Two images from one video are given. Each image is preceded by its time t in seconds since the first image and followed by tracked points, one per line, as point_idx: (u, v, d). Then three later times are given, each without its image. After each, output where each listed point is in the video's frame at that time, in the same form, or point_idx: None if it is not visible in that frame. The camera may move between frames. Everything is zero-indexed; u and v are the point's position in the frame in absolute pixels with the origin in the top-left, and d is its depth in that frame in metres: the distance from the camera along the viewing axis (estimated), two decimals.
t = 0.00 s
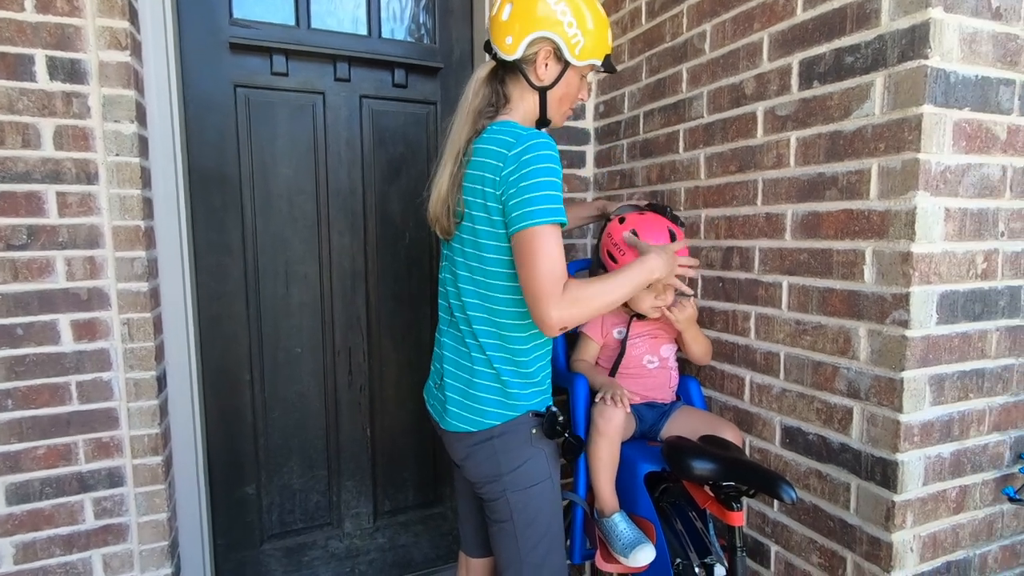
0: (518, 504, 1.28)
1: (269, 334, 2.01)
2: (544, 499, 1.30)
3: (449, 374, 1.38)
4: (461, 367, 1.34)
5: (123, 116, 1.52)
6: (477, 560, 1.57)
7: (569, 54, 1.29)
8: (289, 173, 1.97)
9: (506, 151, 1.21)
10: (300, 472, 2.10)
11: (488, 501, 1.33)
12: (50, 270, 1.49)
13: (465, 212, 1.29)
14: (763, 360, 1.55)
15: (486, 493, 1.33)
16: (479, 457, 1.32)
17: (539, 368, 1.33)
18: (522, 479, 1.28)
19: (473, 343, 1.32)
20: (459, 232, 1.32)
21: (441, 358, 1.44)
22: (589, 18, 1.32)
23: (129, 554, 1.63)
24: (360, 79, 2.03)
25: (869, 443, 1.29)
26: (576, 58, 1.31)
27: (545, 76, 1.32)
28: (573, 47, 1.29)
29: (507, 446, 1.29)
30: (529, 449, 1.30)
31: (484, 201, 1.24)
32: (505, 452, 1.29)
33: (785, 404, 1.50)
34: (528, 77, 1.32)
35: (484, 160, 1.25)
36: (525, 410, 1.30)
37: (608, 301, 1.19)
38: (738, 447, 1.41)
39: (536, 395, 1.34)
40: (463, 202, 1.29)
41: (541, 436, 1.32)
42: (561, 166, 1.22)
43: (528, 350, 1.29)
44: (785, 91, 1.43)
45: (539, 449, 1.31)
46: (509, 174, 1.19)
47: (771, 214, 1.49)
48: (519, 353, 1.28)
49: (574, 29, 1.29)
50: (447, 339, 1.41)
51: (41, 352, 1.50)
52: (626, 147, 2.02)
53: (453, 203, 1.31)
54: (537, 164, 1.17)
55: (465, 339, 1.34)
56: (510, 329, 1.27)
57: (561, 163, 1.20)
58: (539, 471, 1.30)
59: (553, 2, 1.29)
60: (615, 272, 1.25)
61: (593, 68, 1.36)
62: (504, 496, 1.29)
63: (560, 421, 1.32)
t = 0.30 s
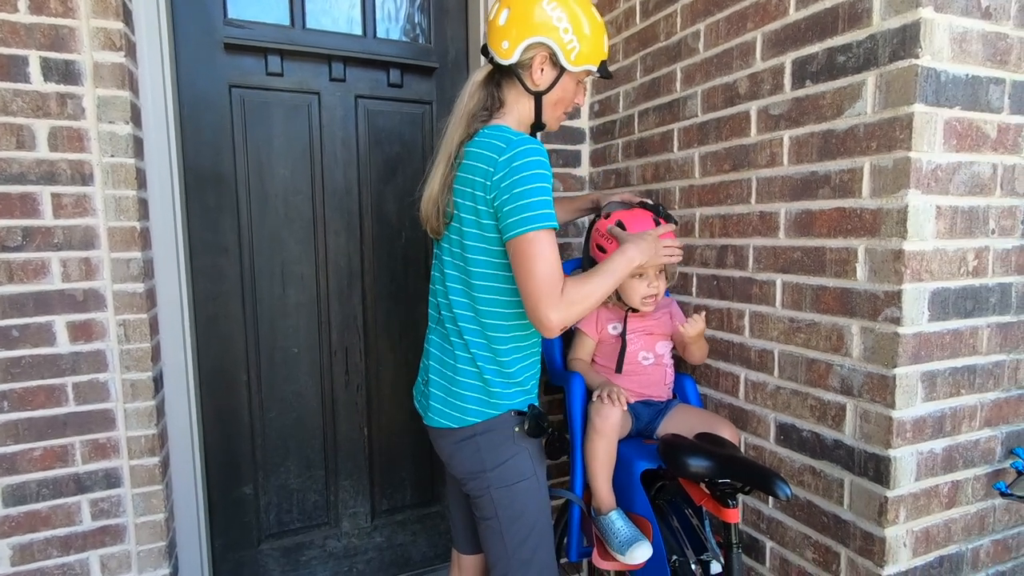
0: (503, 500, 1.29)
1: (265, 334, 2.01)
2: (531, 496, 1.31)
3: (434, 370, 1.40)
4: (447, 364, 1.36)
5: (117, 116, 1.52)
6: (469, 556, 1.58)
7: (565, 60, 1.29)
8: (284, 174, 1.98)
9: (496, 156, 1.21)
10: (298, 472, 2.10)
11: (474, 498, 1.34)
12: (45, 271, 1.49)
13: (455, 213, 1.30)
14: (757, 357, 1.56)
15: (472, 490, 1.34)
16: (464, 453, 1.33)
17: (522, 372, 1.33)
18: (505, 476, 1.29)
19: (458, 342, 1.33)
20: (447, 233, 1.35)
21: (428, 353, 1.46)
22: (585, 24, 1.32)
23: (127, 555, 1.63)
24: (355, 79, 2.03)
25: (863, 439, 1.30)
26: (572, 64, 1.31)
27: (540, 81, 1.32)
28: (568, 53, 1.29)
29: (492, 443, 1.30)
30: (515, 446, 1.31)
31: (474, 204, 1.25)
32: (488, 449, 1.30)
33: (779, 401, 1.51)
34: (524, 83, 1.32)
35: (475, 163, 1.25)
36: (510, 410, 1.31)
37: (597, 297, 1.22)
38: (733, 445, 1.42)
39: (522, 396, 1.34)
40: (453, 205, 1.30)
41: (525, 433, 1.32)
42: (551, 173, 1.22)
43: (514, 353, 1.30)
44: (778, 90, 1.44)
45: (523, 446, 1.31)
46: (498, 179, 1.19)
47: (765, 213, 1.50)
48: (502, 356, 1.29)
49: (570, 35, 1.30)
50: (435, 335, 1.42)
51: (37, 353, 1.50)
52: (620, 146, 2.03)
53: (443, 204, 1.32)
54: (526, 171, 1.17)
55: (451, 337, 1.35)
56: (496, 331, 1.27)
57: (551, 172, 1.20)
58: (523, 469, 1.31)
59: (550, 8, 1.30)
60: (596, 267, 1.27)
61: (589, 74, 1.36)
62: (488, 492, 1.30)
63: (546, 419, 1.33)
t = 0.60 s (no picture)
0: (504, 497, 1.30)
1: (264, 334, 2.01)
2: (530, 493, 1.32)
3: (433, 369, 1.39)
4: (446, 363, 1.36)
5: (115, 116, 1.52)
6: (467, 553, 1.59)
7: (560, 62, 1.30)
8: (283, 173, 1.98)
9: (498, 159, 1.22)
10: (296, 472, 2.11)
11: (474, 495, 1.35)
12: (43, 271, 1.49)
13: (455, 214, 1.30)
14: (755, 357, 1.57)
15: (471, 488, 1.35)
16: (464, 451, 1.33)
17: (521, 370, 1.34)
18: (505, 472, 1.30)
19: (456, 342, 1.33)
20: (445, 234, 1.34)
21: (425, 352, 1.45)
22: (580, 27, 1.32)
23: (126, 555, 1.63)
24: (353, 79, 2.03)
25: (860, 437, 1.30)
26: (567, 66, 1.31)
27: (536, 82, 1.32)
28: (563, 54, 1.30)
29: (491, 441, 1.30)
30: (514, 444, 1.31)
31: (474, 206, 1.25)
32: (488, 446, 1.31)
33: (777, 400, 1.52)
34: (520, 84, 1.33)
35: (475, 166, 1.26)
36: (512, 408, 1.32)
37: (600, 289, 1.25)
38: (731, 443, 1.42)
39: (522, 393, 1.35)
40: (452, 207, 1.30)
41: (524, 429, 1.33)
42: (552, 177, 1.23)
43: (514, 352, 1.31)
44: (776, 90, 1.45)
45: (524, 442, 1.33)
46: (501, 183, 1.19)
47: (762, 212, 1.51)
48: (501, 355, 1.30)
49: (565, 37, 1.30)
50: (432, 334, 1.42)
51: (35, 353, 1.50)
52: (618, 146, 2.04)
53: (442, 205, 1.32)
54: (530, 176, 1.18)
55: (450, 336, 1.35)
56: (497, 330, 1.28)
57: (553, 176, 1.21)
58: (523, 465, 1.31)
59: (545, 11, 1.30)
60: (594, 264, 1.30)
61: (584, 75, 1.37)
62: (488, 489, 1.31)
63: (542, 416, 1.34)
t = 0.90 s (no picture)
0: (502, 493, 1.30)
1: (261, 331, 2.00)
2: (528, 489, 1.32)
3: (430, 368, 1.39)
4: (443, 360, 1.35)
5: (113, 112, 1.51)
6: (463, 551, 1.58)
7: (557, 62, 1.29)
8: (281, 170, 1.97)
9: (495, 165, 1.21)
10: (293, 470, 2.10)
11: (472, 492, 1.34)
12: (40, 267, 1.48)
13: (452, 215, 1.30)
14: (754, 357, 1.57)
15: (469, 485, 1.34)
16: (462, 449, 1.33)
17: (518, 368, 1.35)
18: (504, 468, 1.30)
19: (453, 341, 1.33)
20: (443, 234, 1.34)
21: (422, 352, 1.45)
22: (579, 28, 1.32)
23: (121, 553, 1.62)
24: (353, 77, 2.03)
25: (858, 438, 1.31)
26: (564, 66, 1.30)
27: (532, 81, 1.32)
28: (561, 54, 1.29)
29: (489, 438, 1.30)
30: (512, 443, 1.31)
31: (469, 210, 1.25)
32: (486, 443, 1.30)
33: (775, 401, 1.52)
34: (516, 83, 1.32)
35: (471, 169, 1.25)
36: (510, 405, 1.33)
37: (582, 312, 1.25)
38: (729, 443, 1.42)
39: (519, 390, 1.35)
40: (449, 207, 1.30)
41: (521, 426, 1.33)
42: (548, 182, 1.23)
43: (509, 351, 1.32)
44: (776, 91, 1.45)
45: (523, 440, 1.33)
46: (495, 190, 1.18)
47: (762, 213, 1.51)
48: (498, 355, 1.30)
49: (563, 37, 1.29)
50: (429, 333, 1.41)
51: (31, 350, 1.49)
52: (618, 146, 2.03)
53: (440, 203, 1.32)
54: (525, 184, 1.17)
55: (447, 335, 1.34)
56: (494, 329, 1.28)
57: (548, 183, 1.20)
58: (521, 462, 1.32)
59: (545, 10, 1.30)
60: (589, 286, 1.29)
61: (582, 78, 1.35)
62: (487, 485, 1.31)
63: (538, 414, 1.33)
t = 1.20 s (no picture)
0: (494, 492, 1.30)
1: (264, 326, 2.01)
2: (518, 489, 1.32)
3: (423, 365, 1.40)
4: (436, 358, 1.36)
5: (120, 106, 1.52)
6: (461, 547, 1.59)
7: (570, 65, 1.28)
8: (286, 167, 1.97)
9: (489, 166, 1.21)
10: (295, 465, 2.11)
11: (464, 490, 1.35)
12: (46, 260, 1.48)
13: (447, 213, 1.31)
14: (756, 357, 1.57)
15: (461, 483, 1.35)
16: (455, 447, 1.33)
17: (511, 369, 1.35)
18: (496, 467, 1.30)
19: (446, 339, 1.34)
20: (439, 230, 1.35)
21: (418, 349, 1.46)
22: (596, 34, 1.31)
23: (124, 545, 1.63)
24: (358, 73, 2.03)
25: (860, 438, 1.31)
26: (577, 71, 1.29)
27: (545, 82, 1.32)
28: (575, 58, 1.29)
29: (480, 436, 1.31)
30: (505, 441, 1.32)
31: (462, 209, 1.25)
32: (477, 441, 1.31)
33: (777, 400, 1.52)
34: (528, 83, 1.32)
35: (467, 168, 1.26)
36: (501, 405, 1.33)
37: (577, 342, 1.17)
38: (732, 442, 1.43)
39: (511, 392, 1.35)
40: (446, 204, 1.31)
41: (513, 426, 1.33)
42: (542, 183, 1.22)
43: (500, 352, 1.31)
44: (782, 91, 1.45)
45: (515, 439, 1.33)
46: (487, 190, 1.19)
47: (766, 213, 1.51)
48: (490, 355, 1.30)
49: (579, 41, 1.29)
50: (424, 330, 1.42)
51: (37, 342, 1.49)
52: (622, 145, 2.04)
53: (440, 201, 1.32)
54: (517, 187, 1.17)
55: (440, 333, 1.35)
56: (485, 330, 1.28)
57: (544, 187, 1.20)
58: (512, 462, 1.32)
59: (562, 13, 1.30)
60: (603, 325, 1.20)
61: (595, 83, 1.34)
62: (477, 484, 1.31)
63: (534, 413, 1.33)
